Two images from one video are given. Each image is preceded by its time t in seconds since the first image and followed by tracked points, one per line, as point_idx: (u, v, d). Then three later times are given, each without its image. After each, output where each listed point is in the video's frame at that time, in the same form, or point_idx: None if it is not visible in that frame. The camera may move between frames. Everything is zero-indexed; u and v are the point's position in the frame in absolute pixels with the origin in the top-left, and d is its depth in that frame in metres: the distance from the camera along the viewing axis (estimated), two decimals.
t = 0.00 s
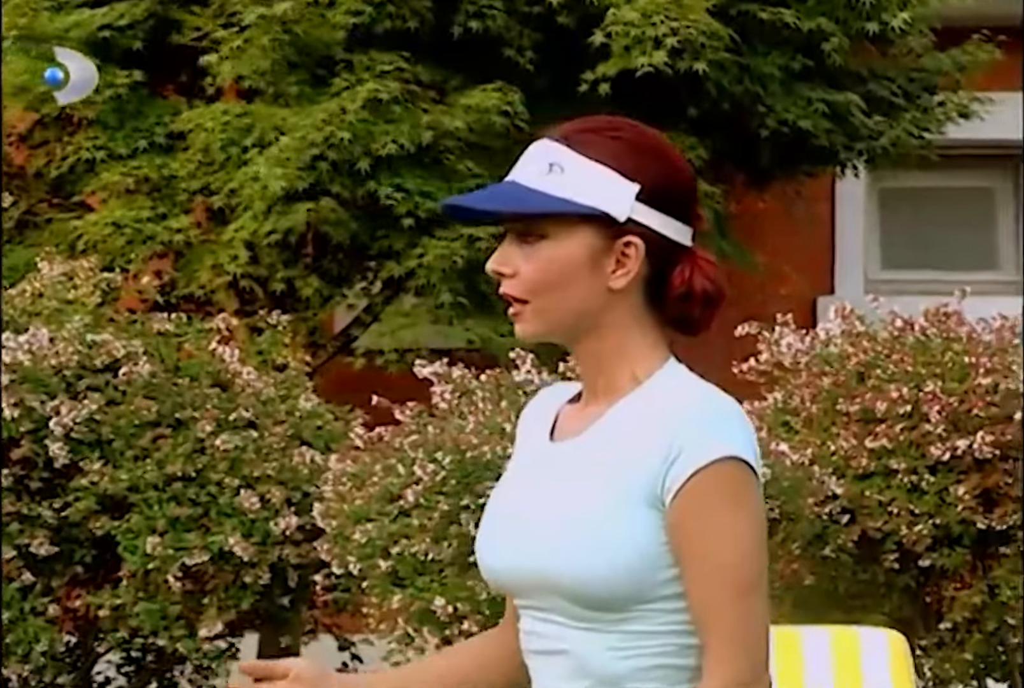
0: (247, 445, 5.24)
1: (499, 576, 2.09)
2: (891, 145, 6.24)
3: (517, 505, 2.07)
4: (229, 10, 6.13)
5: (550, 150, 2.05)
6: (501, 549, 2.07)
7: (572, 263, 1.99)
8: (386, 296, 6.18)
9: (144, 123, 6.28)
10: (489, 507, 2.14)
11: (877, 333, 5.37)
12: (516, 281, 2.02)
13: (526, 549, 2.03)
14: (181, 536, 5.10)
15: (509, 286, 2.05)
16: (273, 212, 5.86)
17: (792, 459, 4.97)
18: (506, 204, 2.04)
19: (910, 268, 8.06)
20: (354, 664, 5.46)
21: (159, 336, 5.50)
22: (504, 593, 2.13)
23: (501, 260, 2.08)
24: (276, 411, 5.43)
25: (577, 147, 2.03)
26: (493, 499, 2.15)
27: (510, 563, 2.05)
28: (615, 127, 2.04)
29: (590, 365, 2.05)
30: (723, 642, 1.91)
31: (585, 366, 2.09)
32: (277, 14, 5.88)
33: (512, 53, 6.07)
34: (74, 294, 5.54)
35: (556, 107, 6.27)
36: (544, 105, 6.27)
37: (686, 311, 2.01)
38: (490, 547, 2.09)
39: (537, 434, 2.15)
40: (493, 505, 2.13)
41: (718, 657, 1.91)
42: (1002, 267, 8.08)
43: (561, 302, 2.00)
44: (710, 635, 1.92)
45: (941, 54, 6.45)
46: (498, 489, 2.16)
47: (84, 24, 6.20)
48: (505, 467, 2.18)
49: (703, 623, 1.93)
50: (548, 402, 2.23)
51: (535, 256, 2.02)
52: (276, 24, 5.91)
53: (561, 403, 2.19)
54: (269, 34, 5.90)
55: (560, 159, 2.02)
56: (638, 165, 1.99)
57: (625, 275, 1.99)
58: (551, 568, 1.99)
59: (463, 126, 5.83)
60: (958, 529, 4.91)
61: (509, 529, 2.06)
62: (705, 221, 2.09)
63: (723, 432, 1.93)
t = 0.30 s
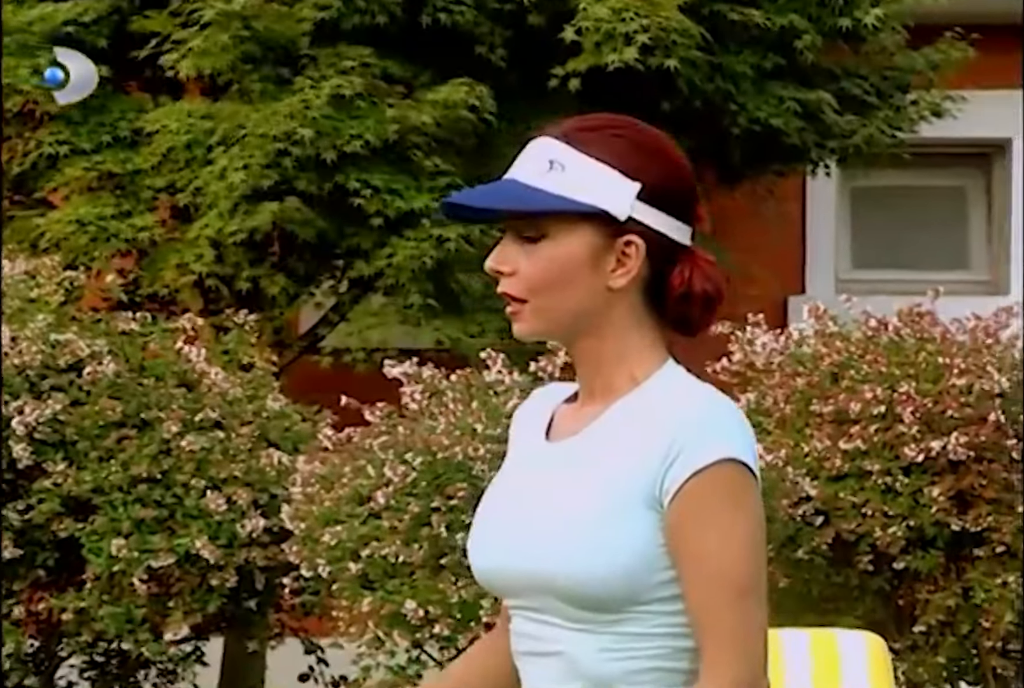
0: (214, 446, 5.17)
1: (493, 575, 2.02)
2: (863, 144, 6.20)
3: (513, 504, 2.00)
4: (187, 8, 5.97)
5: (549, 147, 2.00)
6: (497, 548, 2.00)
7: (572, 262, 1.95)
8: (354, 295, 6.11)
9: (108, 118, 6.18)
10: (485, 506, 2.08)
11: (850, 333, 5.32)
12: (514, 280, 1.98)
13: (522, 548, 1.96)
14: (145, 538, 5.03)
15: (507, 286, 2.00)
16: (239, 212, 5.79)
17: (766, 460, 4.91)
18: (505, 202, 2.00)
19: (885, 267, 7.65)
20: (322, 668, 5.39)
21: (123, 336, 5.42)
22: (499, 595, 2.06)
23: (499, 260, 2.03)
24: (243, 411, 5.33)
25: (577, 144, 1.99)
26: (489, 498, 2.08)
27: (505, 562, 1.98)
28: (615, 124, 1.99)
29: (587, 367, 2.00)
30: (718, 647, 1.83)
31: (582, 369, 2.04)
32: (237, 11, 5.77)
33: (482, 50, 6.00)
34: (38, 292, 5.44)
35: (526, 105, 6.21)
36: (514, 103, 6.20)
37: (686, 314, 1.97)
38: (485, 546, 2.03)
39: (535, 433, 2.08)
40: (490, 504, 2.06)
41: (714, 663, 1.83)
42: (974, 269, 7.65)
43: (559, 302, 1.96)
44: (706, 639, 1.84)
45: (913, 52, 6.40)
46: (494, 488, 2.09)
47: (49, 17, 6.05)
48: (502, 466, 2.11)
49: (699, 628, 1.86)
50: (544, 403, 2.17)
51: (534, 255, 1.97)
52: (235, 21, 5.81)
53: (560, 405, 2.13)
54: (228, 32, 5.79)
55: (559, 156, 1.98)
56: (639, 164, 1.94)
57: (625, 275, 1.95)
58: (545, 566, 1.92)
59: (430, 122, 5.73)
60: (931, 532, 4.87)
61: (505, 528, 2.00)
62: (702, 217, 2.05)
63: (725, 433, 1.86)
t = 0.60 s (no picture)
0: (187, 448, 5.16)
1: (485, 576, 2.04)
2: (834, 145, 6.22)
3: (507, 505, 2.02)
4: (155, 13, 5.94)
5: (552, 151, 2.04)
6: (490, 548, 2.02)
7: (579, 266, 1.98)
8: (325, 296, 6.10)
9: (82, 118, 6.15)
10: (476, 507, 2.10)
11: (822, 335, 5.34)
12: (520, 283, 2.01)
13: (516, 549, 1.98)
14: (119, 540, 5.03)
15: (509, 290, 2.03)
16: (212, 214, 5.78)
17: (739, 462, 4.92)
18: (510, 205, 2.03)
19: (857, 268, 7.51)
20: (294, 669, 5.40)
21: (96, 337, 5.41)
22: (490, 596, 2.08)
23: (499, 264, 2.06)
24: (216, 413, 5.32)
25: (581, 147, 2.03)
26: (480, 499, 2.10)
27: (499, 563, 2.01)
28: (615, 129, 2.04)
29: (582, 370, 2.04)
30: (714, 645, 1.86)
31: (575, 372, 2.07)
32: (201, 19, 5.71)
33: (454, 53, 6.00)
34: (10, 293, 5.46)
35: (497, 109, 6.21)
36: (486, 106, 6.21)
37: (682, 317, 2.02)
38: (478, 547, 2.05)
39: (526, 435, 2.10)
40: (481, 505, 2.08)
41: (710, 661, 1.86)
42: (944, 272, 7.52)
43: (564, 305, 1.99)
44: (702, 638, 1.87)
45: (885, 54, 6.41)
46: (485, 489, 2.11)
47: (20, 18, 6.08)
48: (492, 468, 2.13)
49: (693, 627, 1.88)
50: (532, 406, 2.20)
51: (541, 259, 2.00)
52: (200, 29, 5.75)
53: (548, 408, 2.15)
54: (194, 39, 5.75)
55: (565, 160, 2.02)
56: (646, 170, 1.99)
57: (630, 279, 1.99)
58: (541, 566, 1.94)
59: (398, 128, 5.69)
60: (903, 534, 4.89)
61: (499, 529, 2.02)
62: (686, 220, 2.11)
63: (720, 435, 1.89)
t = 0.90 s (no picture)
0: (155, 449, 5.14)
1: (472, 576, 2.03)
2: (801, 147, 6.25)
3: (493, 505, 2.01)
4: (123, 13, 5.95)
5: (554, 153, 2.03)
6: (476, 548, 2.02)
7: (586, 270, 1.98)
8: (292, 297, 6.11)
9: (48, 119, 6.15)
10: (462, 509, 2.09)
11: (789, 337, 5.37)
12: (528, 286, 1.99)
13: (503, 549, 1.97)
14: (88, 541, 5.03)
15: (510, 293, 2.01)
16: (179, 214, 5.78)
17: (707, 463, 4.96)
18: (520, 208, 2.00)
19: (822, 270, 7.47)
20: (262, 670, 5.40)
21: (64, 337, 5.41)
22: (475, 597, 2.07)
23: (496, 267, 2.04)
24: (184, 414, 5.32)
25: (584, 150, 2.03)
26: (465, 501, 2.09)
27: (486, 564, 2.00)
28: (610, 134, 2.05)
29: (571, 372, 2.04)
30: (702, 644, 1.86)
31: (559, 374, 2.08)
32: (173, 21, 5.70)
33: (422, 54, 6.02)
34: None
35: (465, 109, 6.23)
36: (453, 107, 6.23)
37: (667, 318, 2.05)
38: (464, 548, 2.04)
39: (511, 436, 2.10)
40: (467, 506, 2.07)
41: (697, 660, 1.86)
42: (908, 273, 7.49)
43: (570, 309, 1.99)
44: (689, 638, 1.87)
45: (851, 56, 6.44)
46: (470, 491, 2.10)
47: None
48: (476, 470, 2.12)
49: (680, 627, 1.88)
50: (512, 409, 2.20)
51: (550, 262, 1.99)
52: (172, 31, 5.73)
53: (530, 410, 2.15)
54: (167, 41, 5.73)
55: (572, 163, 2.01)
56: (645, 172, 2.02)
57: (632, 282, 2.00)
58: (528, 566, 1.93)
59: (366, 133, 5.69)
60: (869, 534, 4.91)
61: (485, 529, 2.01)
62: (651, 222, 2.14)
63: (709, 433, 1.89)
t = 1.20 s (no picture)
0: (135, 448, 5.14)
1: (470, 574, 2.04)
2: (778, 146, 6.27)
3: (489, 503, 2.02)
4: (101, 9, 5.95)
5: (564, 149, 2.04)
6: (474, 546, 2.02)
7: (606, 268, 2.00)
8: (271, 295, 6.11)
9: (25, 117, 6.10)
10: (458, 507, 2.09)
11: (767, 336, 5.39)
12: (551, 283, 2.00)
13: (501, 547, 1.98)
14: (67, 540, 5.03)
15: (526, 291, 2.02)
16: (158, 211, 5.78)
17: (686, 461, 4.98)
18: (548, 205, 2.00)
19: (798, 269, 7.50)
20: (240, 668, 5.40)
21: (42, 336, 5.41)
22: (471, 594, 2.08)
23: (510, 265, 2.05)
24: (163, 412, 5.31)
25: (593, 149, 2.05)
26: (462, 499, 2.10)
27: (485, 562, 2.00)
28: (606, 134, 2.07)
29: (571, 369, 2.06)
30: (705, 642, 1.87)
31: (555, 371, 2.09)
32: (154, 12, 5.66)
33: (401, 51, 6.02)
34: None
35: (443, 105, 6.23)
36: (431, 103, 6.23)
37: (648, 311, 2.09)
38: (462, 546, 2.05)
39: (505, 435, 2.11)
40: (463, 504, 2.08)
41: (702, 658, 1.88)
42: (885, 273, 7.50)
43: (591, 306, 2.00)
44: (691, 635, 1.89)
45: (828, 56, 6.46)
46: (465, 490, 2.11)
47: None
48: (470, 469, 2.13)
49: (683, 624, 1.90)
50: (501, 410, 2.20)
51: (571, 260, 2.01)
52: (151, 23, 5.70)
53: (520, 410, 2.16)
54: (146, 31, 5.71)
55: (587, 161, 2.02)
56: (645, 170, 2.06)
57: (642, 278, 2.04)
58: (528, 564, 1.94)
59: (346, 127, 5.70)
60: (847, 533, 4.92)
61: (482, 526, 2.02)
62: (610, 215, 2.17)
63: (712, 432, 1.91)
